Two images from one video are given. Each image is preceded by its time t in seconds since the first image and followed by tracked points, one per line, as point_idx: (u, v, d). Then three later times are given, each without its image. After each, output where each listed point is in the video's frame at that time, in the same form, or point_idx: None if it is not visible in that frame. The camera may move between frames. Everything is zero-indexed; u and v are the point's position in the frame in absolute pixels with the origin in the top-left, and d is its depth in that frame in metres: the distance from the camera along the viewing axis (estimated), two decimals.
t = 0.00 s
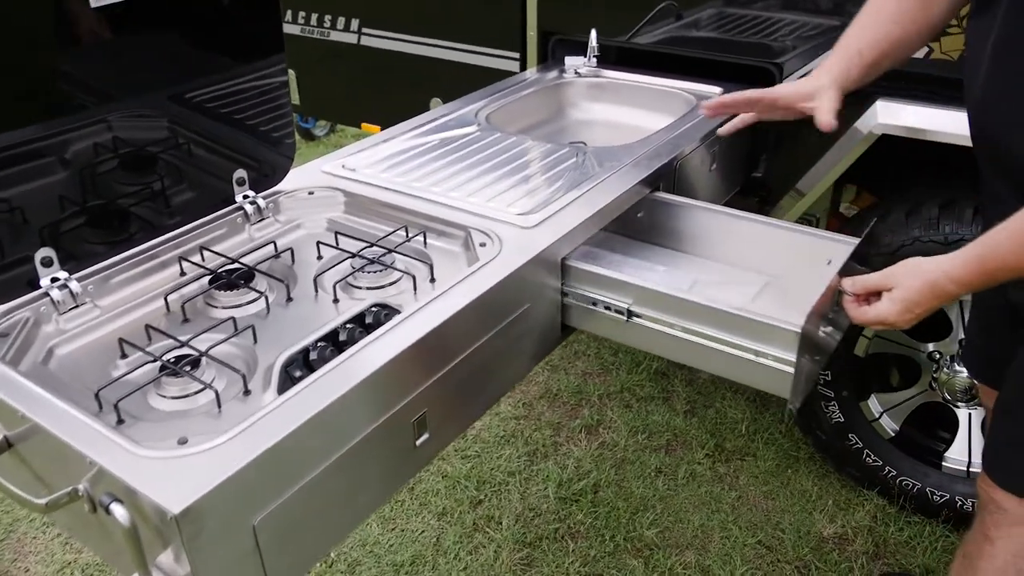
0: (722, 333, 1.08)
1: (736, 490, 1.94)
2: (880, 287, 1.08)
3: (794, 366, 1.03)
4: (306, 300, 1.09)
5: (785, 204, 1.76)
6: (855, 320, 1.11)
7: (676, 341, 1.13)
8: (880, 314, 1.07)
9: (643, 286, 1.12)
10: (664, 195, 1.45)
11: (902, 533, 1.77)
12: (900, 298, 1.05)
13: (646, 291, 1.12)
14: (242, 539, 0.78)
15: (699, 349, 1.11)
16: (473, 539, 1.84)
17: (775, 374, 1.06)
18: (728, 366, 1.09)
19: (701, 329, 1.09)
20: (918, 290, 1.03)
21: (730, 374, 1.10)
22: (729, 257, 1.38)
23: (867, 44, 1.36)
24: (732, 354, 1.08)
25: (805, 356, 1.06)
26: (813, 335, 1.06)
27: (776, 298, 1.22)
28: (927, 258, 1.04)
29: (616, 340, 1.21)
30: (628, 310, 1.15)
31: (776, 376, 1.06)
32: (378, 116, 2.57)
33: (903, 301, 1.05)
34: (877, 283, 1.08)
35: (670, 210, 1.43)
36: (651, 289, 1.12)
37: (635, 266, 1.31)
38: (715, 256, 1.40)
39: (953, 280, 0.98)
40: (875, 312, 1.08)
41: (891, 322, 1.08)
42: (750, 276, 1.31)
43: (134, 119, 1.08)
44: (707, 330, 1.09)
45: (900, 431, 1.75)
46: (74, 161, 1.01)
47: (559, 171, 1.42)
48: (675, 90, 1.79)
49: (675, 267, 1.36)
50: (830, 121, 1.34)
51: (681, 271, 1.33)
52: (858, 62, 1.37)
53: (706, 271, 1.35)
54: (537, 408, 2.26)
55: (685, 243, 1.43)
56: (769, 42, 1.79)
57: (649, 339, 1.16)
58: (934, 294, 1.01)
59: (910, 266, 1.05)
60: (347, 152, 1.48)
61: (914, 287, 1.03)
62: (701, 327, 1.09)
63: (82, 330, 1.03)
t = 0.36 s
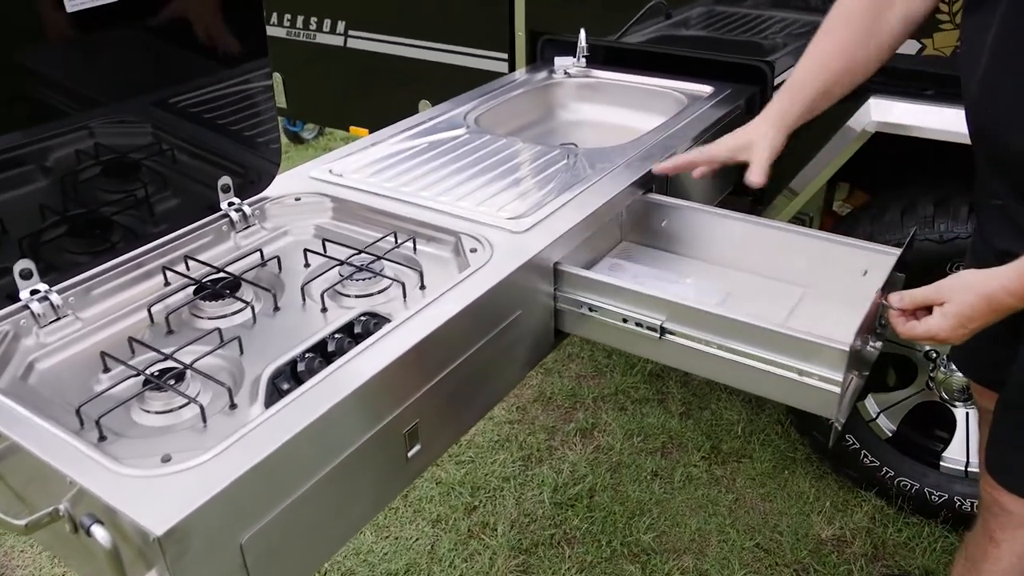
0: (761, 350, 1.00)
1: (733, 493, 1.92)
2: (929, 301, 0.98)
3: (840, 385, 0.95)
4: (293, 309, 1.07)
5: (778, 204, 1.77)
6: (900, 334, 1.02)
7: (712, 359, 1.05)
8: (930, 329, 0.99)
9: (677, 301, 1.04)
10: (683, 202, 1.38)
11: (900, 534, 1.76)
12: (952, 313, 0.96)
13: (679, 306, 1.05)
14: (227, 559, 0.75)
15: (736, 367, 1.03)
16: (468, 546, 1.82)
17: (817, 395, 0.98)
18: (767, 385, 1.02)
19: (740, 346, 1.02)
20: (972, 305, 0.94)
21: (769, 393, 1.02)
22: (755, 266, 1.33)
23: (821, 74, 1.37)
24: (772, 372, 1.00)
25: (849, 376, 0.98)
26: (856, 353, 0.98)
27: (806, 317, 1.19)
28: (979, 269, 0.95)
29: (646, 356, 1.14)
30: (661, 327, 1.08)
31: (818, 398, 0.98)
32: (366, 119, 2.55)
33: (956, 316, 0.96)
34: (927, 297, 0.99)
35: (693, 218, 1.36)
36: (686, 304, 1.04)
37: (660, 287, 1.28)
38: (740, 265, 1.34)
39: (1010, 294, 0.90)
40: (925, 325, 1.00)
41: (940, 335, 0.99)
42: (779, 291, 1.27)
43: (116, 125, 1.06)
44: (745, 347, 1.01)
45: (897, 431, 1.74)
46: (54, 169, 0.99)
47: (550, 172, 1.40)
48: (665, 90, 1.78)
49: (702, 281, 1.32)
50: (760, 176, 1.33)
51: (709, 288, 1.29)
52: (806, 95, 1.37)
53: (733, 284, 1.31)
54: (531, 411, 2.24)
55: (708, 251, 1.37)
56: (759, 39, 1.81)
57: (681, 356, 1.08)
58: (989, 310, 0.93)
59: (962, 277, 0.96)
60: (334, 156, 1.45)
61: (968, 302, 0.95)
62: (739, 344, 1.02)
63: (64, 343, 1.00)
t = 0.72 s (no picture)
0: (752, 368, 0.97)
1: (730, 505, 1.89)
2: (928, 323, 0.95)
3: (831, 406, 0.92)
4: (275, 314, 1.05)
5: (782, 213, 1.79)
6: (898, 356, 0.99)
7: (702, 376, 1.02)
8: (927, 352, 0.95)
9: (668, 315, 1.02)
10: (682, 211, 1.35)
11: (900, 553, 1.72)
12: (950, 337, 0.92)
13: (670, 320, 1.02)
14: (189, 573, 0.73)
15: (727, 386, 1.00)
16: (459, 553, 1.80)
17: (810, 416, 0.95)
18: (759, 405, 0.99)
19: (731, 363, 0.99)
20: (970, 330, 0.90)
21: (761, 413, 0.99)
22: (755, 278, 1.29)
23: None
24: (763, 392, 0.97)
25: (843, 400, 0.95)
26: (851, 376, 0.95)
27: (806, 333, 1.15)
28: (982, 293, 0.90)
29: (635, 370, 1.11)
30: (651, 341, 1.05)
31: (809, 419, 0.95)
32: (370, 118, 2.53)
33: (953, 340, 0.92)
34: (925, 319, 0.95)
35: (691, 227, 1.33)
36: (677, 319, 1.02)
37: (657, 298, 1.24)
38: (739, 277, 1.31)
39: (1008, 322, 0.85)
40: (923, 348, 0.96)
41: (939, 359, 0.96)
42: (780, 305, 1.23)
43: (110, 119, 1.04)
44: (737, 364, 0.98)
45: (901, 447, 1.70)
46: (46, 164, 0.97)
47: (546, 178, 1.37)
48: (672, 94, 1.74)
49: (700, 292, 1.29)
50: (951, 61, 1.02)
51: (706, 299, 1.26)
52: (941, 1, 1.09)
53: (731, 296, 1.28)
54: (529, 417, 2.22)
55: (708, 262, 1.34)
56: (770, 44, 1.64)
57: (672, 371, 1.05)
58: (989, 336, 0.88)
59: (963, 299, 0.92)
60: (328, 157, 1.43)
61: (966, 326, 0.91)
62: (730, 361, 0.99)
63: (41, 342, 0.97)
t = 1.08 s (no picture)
0: (737, 379, 0.94)
1: (728, 511, 1.86)
2: (920, 337, 0.92)
3: (816, 421, 0.89)
4: (252, 314, 1.04)
5: (786, 215, 1.75)
6: (887, 370, 0.96)
7: (686, 385, 0.99)
8: (918, 366, 0.93)
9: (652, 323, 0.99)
10: (679, 214, 1.30)
11: (900, 564, 1.68)
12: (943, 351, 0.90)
13: (656, 328, 0.99)
14: None
15: (711, 396, 0.97)
16: (452, 552, 1.78)
17: (795, 431, 0.92)
18: (743, 417, 0.96)
19: (715, 374, 0.96)
20: (965, 344, 0.89)
21: (746, 426, 0.96)
22: (749, 284, 1.26)
23: None
24: (747, 404, 0.94)
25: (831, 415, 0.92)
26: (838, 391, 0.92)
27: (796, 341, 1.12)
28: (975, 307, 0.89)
29: (621, 378, 1.08)
30: (635, 349, 1.02)
31: (795, 433, 0.92)
32: (375, 111, 2.51)
33: (947, 354, 0.90)
34: (918, 333, 0.92)
35: (686, 231, 1.29)
36: (662, 327, 0.98)
37: (646, 304, 1.21)
38: (734, 282, 1.28)
39: (1004, 339, 0.84)
40: (913, 362, 0.93)
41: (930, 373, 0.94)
42: (772, 312, 1.19)
43: (103, 113, 1.03)
44: (721, 374, 0.95)
45: (903, 456, 1.66)
46: (35, 157, 0.96)
47: (538, 177, 1.34)
48: (674, 93, 1.70)
49: (692, 298, 1.26)
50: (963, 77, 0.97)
51: (697, 305, 1.23)
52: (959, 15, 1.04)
53: (724, 303, 1.24)
54: (528, 415, 2.20)
55: (702, 267, 1.31)
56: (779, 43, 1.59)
57: (657, 381, 1.03)
58: (982, 352, 0.88)
59: (955, 313, 0.91)
60: (319, 153, 1.41)
61: (959, 341, 0.89)
62: (715, 371, 0.96)
63: (16, 340, 0.96)
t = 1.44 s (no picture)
0: (714, 382, 0.93)
1: (721, 513, 1.84)
2: (894, 338, 0.90)
3: (790, 425, 0.87)
4: (228, 309, 1.04)
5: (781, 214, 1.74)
6: (862, 370, 0.93)
7: (662, 387, 0.98)
8: (892, 359, 0.90)
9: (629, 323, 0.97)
10: (667, 214, 1.29)
11: (893, 570, 1.66)
12: (916, 341, 0.88)
13: (633, 329, 0.98)
14: None
15: (688, 399, 0.96)
16: (441, 550, 1.78)
17: (771, 435, 0.90)
18: (720, 420, 0.94)
19: (692, 376, 0.94)
20: (937, 332, 0.86)
21: (723, 429, 0.95)
22: (736, 285, 1.24)
23: None
24: (723, 407, 0.93)
25: (807, 416, 0.90)
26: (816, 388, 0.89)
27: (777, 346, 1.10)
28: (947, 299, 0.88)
29: (598, 378, 1.07)
30: (612, 349, 1.01)
31: (770, 437, 0.90)
32: (374, 106, 2.51)
33: (920, 345, 0.88)
34: (892, 334, 0.90)
35: (673, 231, 1.28)
36: (639, 328, 0.97)
37: (629, 304, 1.20)
38: (721, 283, 1.26)
39: (975, 322, 0.82)
40: (888, 357, 0.90)
41: (906, 372, 0.91)
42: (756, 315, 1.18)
43: (92, 106, 1.04)
44: (698, 376, 0.94)
45: (897, 461, 1.64)
46: (24, 149, 0.98)
47: (523, 174, 1.33)
48: (666, 90, 1.69)
49: (677, 298, 1.24)
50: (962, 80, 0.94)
51: (681, 306, 1.21)
52: (953, 18, 1.01)
53: (709, 304, 1.22)
54: (523, 413, 2.19)
55: (690, 267, 1.29)
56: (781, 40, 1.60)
57: (635, 382, 1.01)
58: (956, 341, 0.85)
59: (927, 307, 0.89)
60: (306, 148, 1.41)
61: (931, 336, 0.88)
62: (692, 374, 0.94)
63: None
